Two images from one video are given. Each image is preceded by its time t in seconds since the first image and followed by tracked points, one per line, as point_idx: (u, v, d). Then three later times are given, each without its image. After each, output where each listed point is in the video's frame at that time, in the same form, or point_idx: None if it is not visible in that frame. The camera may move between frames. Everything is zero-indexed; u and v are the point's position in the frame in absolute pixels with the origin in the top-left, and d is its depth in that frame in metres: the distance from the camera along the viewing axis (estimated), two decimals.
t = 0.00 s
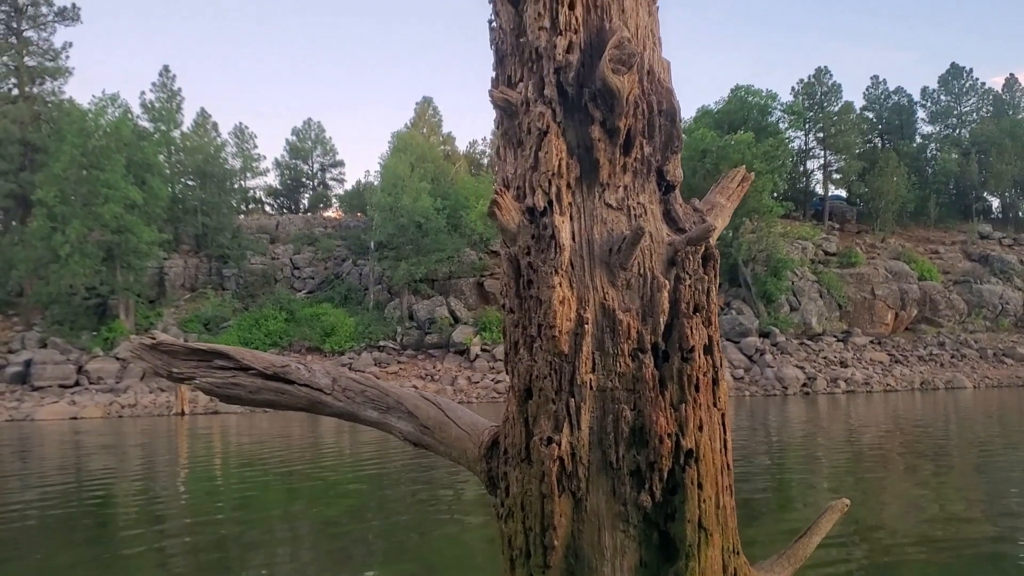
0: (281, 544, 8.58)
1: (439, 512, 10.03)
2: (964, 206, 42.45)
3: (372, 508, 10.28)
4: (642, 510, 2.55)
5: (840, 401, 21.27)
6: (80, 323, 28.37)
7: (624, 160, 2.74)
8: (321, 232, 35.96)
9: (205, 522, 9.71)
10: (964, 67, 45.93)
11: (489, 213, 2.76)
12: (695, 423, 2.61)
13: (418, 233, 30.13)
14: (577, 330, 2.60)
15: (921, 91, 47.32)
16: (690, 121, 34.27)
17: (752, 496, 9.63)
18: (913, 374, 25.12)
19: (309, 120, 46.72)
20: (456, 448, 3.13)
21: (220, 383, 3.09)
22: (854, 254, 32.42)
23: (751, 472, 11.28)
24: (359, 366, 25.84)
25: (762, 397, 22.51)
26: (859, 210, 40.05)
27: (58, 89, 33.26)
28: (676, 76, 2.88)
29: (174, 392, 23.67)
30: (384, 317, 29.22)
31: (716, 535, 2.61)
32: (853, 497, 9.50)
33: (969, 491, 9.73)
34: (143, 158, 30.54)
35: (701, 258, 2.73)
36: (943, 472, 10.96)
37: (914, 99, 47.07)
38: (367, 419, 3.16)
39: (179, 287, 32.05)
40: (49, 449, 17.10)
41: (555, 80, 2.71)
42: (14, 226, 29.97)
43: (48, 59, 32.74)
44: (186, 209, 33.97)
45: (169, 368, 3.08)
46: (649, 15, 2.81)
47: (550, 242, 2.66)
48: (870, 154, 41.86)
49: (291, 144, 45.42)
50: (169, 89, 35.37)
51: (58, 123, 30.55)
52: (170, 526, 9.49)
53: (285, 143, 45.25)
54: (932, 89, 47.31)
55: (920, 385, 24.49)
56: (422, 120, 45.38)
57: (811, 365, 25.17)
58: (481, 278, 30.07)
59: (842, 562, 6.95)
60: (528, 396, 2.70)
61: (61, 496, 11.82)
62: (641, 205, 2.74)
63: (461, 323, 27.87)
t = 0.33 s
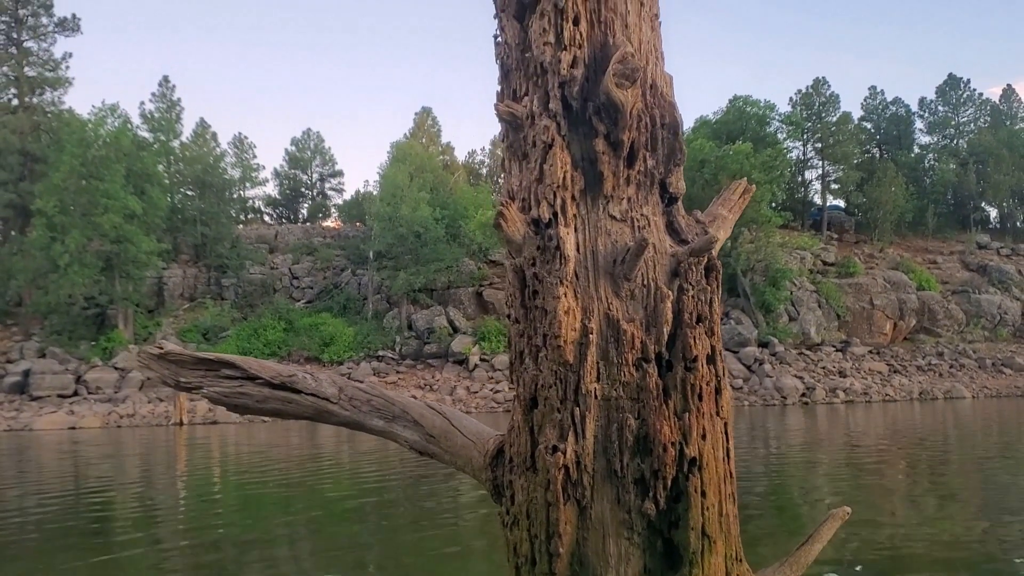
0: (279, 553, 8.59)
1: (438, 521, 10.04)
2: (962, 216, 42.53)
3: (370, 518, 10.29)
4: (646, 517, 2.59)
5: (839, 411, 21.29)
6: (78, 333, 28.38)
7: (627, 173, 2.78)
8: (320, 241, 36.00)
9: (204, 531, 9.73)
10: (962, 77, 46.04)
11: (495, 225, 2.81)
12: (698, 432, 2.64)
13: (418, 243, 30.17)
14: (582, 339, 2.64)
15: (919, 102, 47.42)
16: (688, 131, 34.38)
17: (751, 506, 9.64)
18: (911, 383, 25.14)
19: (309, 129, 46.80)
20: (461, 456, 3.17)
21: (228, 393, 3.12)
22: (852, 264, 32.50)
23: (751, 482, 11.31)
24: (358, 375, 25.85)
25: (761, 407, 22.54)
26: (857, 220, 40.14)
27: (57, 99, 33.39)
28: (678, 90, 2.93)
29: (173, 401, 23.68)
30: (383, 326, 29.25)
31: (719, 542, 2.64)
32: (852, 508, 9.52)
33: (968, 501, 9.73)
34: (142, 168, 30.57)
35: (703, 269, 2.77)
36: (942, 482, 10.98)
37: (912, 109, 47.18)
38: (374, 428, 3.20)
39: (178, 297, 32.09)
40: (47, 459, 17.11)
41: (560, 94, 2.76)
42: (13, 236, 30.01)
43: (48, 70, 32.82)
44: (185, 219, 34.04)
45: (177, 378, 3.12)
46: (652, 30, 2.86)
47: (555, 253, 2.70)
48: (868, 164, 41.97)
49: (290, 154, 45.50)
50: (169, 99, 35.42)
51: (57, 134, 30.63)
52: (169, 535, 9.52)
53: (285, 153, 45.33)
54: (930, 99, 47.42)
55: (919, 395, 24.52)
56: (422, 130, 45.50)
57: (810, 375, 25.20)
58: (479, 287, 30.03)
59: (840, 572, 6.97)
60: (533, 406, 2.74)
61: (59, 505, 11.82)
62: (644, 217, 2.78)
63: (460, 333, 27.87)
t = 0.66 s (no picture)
0: (278, 563, 8.59)
1: (437, 532, 10.05)
2: (960, 226, 42.63)
3: (369, 528, 10.28)
4: (650, 526, 2.62)
5: (838, 421, 21.30)
6: (77, 343, 28.37)
7: (631, 186, 2.83)
8: (320, 252, 36.04)
9: (204, 541, 9.72)
10: (959, 88, 46.17)
11: (501, 237, 2.85)
12: (702, 442, 2.67)
13: (417, 253, 30.20)
14: (587, 350, 2.67)
15: (917, 112, 47.55)
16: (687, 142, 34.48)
17: (751, 517, 9.65)
18: (911, 394, 25.17)
19: (309, 140, 46.89)
20: (467, 465, 3.21)
21: (236, 402, 3.16)
22: (851, 274, 32.56)
23: (750, 492, 11.32)
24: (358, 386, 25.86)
25: (761, 417, 22.54)
26: (856, 230, 40.23)
27: (57, 110, 33.45)
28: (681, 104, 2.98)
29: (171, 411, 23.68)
30: (382, 336, 29.27)
31: (722, 551, 2.66)
32: (853, 518, 9.54)
33: (969, 512, 9.75)
34: (142, 178, 30.59)
35: (706, 281, 2.81)
36: (942, 493, 10.98)
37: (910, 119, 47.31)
38: (380, 437, 3.23)
39: (177, 307, 32.11)
40: (45, 469, 17.10)
41: (565, 109, 2.81)
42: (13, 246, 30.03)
43: (48, 80, 32.91)
44: (185, 229, 34.09)
45: (185, 388, 3.15)
46: (657, 44, 2.92)
47: (560, 264, 2.74)
48: (866, 175, 42.08)
49: (290, 164, 45.59)
50: (168, 109, 35.44)
51: (57, 144, 30.69)
52: (168, 546, 9.51)
53: (284, 164, 45.42)
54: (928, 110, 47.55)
55: (918, 405, 24.55)
56: (421, 140, 45.61)
57: (809, 385, 25.22)
58: (478, 297, 30.09)
59: None
60: (539, 416, 2.78)
61: (57, 516, 11.80)
62: (648, 229, 2.83)
63: (460, 343, 27.88)
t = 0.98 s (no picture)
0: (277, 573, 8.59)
1: (436, 542, 10.05)
2: (959, 236, 42.71)
3: (368, 539, 10.27)
4: (655, 534, 2.65)
5: (837, 431, 21.31)
6: (76, 352, 28.36)
7: (635, 199, 2.87)
8: (319, 261, 36.09)
9: (202, 552, 9.71)
10: (957, 98, 46.28)
11: (506, 248, 2.89)
12: (706, 450, 2.71)
13: (417, 263, 30.26)
14: (592, 360, 2.71)
15: (915, 122, 47.66)
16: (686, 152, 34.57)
17: (751, 527, 9.66)
18: (910, 404, 25.19)
19: (308, 149, 46.92)
20: (473, 475, 3.24)
21: (243, 412, 3.19)
22: (849, 284, 32.62)
23: (750, 502, 11.34)
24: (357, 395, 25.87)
25: (760, 427, 22.56)
26: (854, 240, 40.31)
27: (57, 120, 33.51)
28: (684, 117, 3.03)
29: (170, 421, 23.67)
30: (381, 345, 29.28)
31: (726, 559, 2.69)
32: (853, 528, 9.55)
33: (969, 521, 9.76)
34: (141, 188, 30.62)
35: (710, 291, 2.84)
36: (942, 502, 10.99)
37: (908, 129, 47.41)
38: (386, 447, 3.26)
39: (176, 317, 32.14)
40: (44, 479, 17.08)
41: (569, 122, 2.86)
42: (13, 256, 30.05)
43: (49, 90, 32.99)
44: (184, 239, 34.14)
45: (192, 398, 3.18)
46: (660, 57, 2.97)
47: (566, 275, 2.78)
48: (865, 184, 42.18)
49: (290, 174, 45.68)
50: (168, 119, 35.41)
51: (57, 154, 30.75)
52: (166, 556, 9.50)
53: (285, 173, 45.51)
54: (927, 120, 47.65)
55: (918, 414, 24.56)
56: (421, 150, 45.70)
57: (809, 395, 25.23)
58: (478, 306, 30.13)
59: None
60: (545, 425, 2.82)
61: (55, 526, 11.79)
62: (651, 241, 2.87)
63: (459, 352, 27.87)
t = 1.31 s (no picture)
0: None
1: (435, 552, 10.05)
2: (957, 246, 42.82)
3: (367, 549, 10.28)
4: (659, 543, 2.67)
5: (837, 441, 21.32)
6: (75, 363, 28.35)
7: (639, 212, 2.91)
8: (319, 271, 36.13)
9: (201, 562, 9.71)
10: (955, 108, 46.42)
11: (512, 260, 2.93)
12: (709, 460, 2.74)
13: (415, 272, 30.31)
14: (597, 370, 2.74)
15: (913, 132, 47.79)
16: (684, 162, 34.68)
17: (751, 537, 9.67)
18: (909, 413, 25.21)
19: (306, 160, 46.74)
20: (478, 484, 3.27)
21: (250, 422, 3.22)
22: (848, 293, 32.69)
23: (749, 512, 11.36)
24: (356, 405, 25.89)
25: (760, 437, 22.57)
26: (853, 250, 40.40)
27: (57, 130, 33.57)
28: (686, 131, 3.08)
29: (169, 432, 23.66)
30: (380, 356, 29.29)
31: (730, 567, 2.71)
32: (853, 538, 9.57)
33: (969, 531, 9.78)
34: (141, 199, 30.65)
35: (712, 302, 2.88)
36: (942, 512, 11.00)
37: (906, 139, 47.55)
38: (392, 457, 3.29)
39: (175, 327, 32.16)
40: (43, 490, 17.06)
41: (574, 137, 2.91)
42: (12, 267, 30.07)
43: (48, 101, 33.06)
44: (184, 249, 34.19)
45: (199, 409, 3.21)
46: (662, 73, 3.02)
47: (571, 286, 2.82)
48: (863, 195, 42.30)
49: (289, 185, 45.79)
50: (168, 129, 35.29)
51: (57, 165, 30.81)
52: (166, 567, 9.51)
53: (284, 184, 45.61)
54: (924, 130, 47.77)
55: (917, 424, 24.58)
56: (420, 160, 45.81)
57: (808, 405, 25.25)
58: (477, 316, 30.12)
59: None
60: (550, 435, 2.85)
61: (54, 537, 11.78)
62: (655, 254, 2.91)
63: (458, 362, 27.87)
